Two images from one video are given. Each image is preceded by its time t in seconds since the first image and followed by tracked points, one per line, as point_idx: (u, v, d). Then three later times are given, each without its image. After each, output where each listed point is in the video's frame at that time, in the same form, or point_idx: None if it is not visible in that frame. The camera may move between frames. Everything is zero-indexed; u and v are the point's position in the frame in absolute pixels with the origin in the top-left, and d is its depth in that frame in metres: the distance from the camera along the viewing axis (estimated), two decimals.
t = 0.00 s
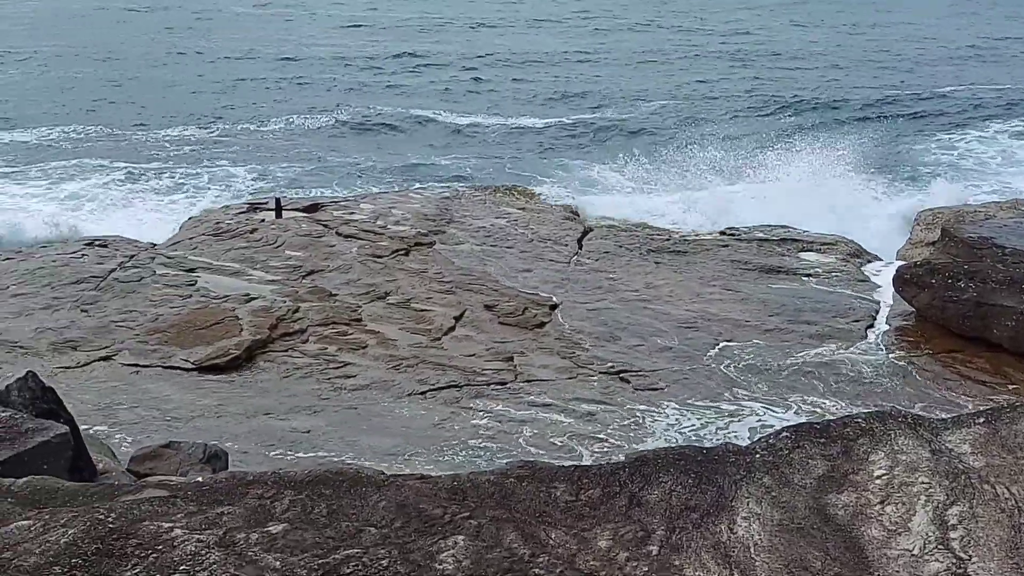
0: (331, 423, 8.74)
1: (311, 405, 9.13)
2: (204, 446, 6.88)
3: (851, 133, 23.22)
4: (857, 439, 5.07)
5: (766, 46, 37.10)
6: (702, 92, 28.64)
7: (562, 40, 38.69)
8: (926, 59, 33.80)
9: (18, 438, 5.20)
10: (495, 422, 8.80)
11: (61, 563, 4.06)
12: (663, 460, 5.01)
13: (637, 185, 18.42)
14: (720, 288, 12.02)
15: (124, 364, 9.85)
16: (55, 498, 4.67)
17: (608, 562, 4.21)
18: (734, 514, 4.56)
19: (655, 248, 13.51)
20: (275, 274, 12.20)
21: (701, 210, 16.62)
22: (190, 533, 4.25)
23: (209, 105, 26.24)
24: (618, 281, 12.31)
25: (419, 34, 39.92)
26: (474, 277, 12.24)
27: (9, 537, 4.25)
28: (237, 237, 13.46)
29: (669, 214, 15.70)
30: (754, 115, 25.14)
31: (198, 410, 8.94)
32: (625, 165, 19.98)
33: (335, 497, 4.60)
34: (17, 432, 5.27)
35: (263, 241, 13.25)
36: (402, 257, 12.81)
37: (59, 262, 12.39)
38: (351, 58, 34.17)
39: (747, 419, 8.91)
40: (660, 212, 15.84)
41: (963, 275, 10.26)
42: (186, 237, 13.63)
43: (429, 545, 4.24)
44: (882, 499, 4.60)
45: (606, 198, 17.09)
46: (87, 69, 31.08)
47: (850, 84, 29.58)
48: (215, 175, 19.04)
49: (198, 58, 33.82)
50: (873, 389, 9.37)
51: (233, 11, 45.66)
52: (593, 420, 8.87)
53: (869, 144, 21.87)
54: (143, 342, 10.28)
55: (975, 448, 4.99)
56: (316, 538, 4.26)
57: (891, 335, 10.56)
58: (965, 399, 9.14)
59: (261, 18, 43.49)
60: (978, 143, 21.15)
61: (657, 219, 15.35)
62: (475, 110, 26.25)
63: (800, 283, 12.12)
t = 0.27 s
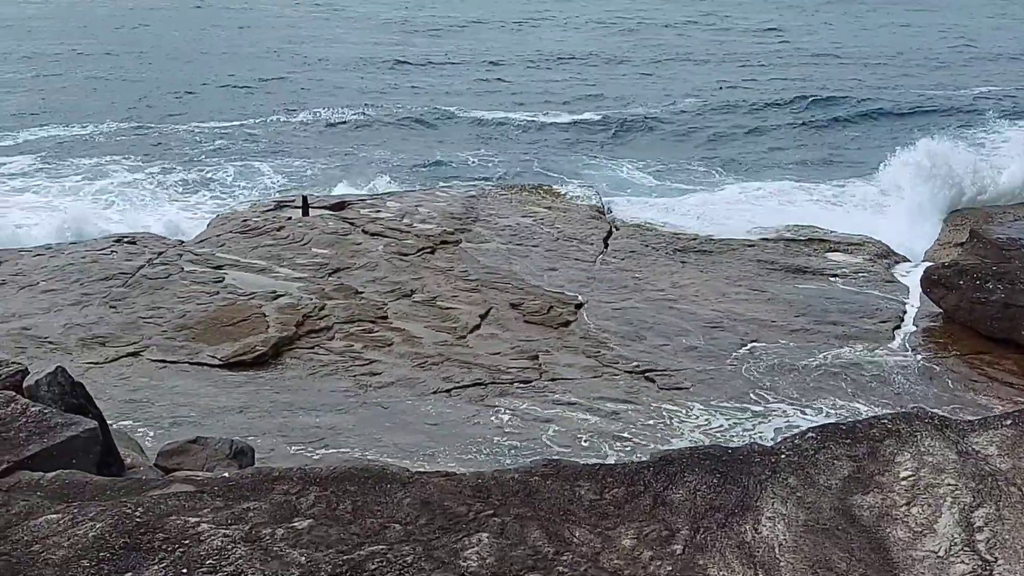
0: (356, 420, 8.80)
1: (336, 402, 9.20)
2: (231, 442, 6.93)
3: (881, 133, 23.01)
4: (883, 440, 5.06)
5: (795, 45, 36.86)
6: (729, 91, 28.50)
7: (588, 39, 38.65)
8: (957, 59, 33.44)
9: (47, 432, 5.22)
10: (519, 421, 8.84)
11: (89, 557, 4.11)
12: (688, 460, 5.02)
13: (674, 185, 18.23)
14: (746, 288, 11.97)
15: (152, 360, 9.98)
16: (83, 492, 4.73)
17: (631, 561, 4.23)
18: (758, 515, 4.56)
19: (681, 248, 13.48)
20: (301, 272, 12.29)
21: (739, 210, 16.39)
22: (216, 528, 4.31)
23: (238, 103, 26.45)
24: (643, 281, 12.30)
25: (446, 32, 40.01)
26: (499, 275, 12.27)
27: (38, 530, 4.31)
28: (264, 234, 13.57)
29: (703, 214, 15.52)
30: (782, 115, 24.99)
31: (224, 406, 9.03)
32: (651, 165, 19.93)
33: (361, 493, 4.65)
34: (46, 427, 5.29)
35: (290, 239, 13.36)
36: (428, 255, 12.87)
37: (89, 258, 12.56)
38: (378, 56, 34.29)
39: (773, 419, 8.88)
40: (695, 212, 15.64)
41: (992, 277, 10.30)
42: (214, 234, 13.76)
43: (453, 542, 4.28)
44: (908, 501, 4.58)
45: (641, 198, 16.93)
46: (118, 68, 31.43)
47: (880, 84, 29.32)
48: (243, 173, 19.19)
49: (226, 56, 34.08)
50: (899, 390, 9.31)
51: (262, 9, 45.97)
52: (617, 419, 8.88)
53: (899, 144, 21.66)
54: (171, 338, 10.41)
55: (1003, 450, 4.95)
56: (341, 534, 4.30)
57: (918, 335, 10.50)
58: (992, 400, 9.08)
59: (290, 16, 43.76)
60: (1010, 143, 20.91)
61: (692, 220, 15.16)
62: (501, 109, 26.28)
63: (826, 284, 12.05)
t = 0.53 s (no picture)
0: (380, 419, 8.86)
1: (360, 401, 9.25)
2: (255, 439, 7.00)
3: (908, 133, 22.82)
4: (908, 442, 5.04)
5: (821, 45, 36.62)
6: (755, 91, 28.37)
7: (613, 39, 38.59)
8: (987, 59, 33.10)
9: (75, 430, 5.28)
10: (542, 421, 8.86)
11: (115, 554, 4.16)
12: (711, 461, 5.01)
13: (705, 187, 18.07)
14: (771, 289, 11.92)
15: (177, 358, 10.08)
16: (111, 489, 4.76)
17: (654, 561, 4.23)
18: (781, 517, 4.54)
19: (705, 248, 13.44)
20: (326, 270, 12.37)
21: (772, 212, 16.19)
22: (240, 526, 4.36)
23: (264, 102, 26.63)
24: (667, 281, 12.27)
25: (470, 32, 40.09)
26: (523, 275, 12.30)
27: (65, 526, 4.37)
28: (289, 233, 13.67)
29: (735, 216, 15.35)
30: (808, 115, 24.85)
31: (249, 404, 9.11)
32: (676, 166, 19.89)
33: (385, 492, 4.68)
34: (74, 425, 5.36)
35: (314, 237, 13.45)
36: (452, 254, 12.92)
37: (116, 256, 12.71)
38: (403, 55, 34.40)
39: (797, 420, 8.85)
40: (727, 214, 15.49)
41: (1018, 278, 10.24)
42: (239, 232, 13.88)
43: (476, 541, 4.30)
44: (932, 503, 4.55)
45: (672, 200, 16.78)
46: (145, 66, 31.73)
47: (908, 84, 29.07)
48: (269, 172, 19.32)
49: (252, 56, 34.30)
50: (924, 392, 9.24)
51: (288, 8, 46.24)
52: (640, 419, 8.88)
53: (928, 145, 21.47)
54: (196, 337, 10.50)
55: None
56: (364, 533, 4.33)
57: (942, 337, 10.42)
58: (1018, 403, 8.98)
59: (315, 16, 43.99)
60: None
61: (723, 222, 15.01)
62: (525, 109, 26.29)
63: (852, 285, 11.98)
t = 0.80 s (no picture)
0: (403, 418, 8.90)
1: (383, 400, 9.29)
2: (279, 438, 7.07)
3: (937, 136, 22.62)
4: (933, 446, 5.00)
5: (849, 46, 36.38)
6: (782, 93, 28.22)
7: (639, 39, 38.50)
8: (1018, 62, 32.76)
9: (101, 426, 5.37)
10: (564, 421, 8.86)
11: (140, 549, 4.21)
12: (735, 463, 5.00)
13: (733, 189, 17.95)
14: (796, 291, 11.86)
15: (203, 356, 10.17)
16: (136, 485, 4.82)
17: (677, 563, 4.22)
18: (805, 520, 4.52)
19: (729, 249, 13.39)
20: (350, 269, 12.44)
21: (802, 215, 16.04)
22: (264, 524, 4.40)
23: (289, 101, 26.77)
24: (691, 283, 12.24)
25: (496, 32, 40.13)
26: (546, 275, 12.31)
27: (91, 521, 4.42)
28: (314, 232, 13.75)
29: (764, 218, 15.23)
30: (836, 117, 24.69)
31: (273, 403, 9.18)
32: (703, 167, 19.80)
33: (408, 491, 4.71)
34: (100, 421, 5.44)
35: (339, 237, 13.52)
36: (476, 254, 12.95)
37: (143, 254, 12.83)
38: (428, 55, 34.49)
39: (821, 423, 8.80)
40: (756, 216, 15.36)
41: None
42: (264, 230, 13.98)
43: (498, 542, 4.31)
44: (958, 508, 4.52)
45: (699, 201, 16.68)
46: (173, 65, 32.01)
47: (937, 87, 28.82)
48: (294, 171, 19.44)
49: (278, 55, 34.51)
50: (950, 396, 9.16)
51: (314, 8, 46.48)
52: (664, 420, 8.87)
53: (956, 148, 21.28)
54: (222, 334, 10.59)
55: None
56: (387, 532, 4.36)
57: (968, 340, 10.34)
58: None
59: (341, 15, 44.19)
60: None
61: (752, 224, 14.89)
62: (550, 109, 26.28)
63: (878, 288, 11.90)
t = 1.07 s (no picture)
0: (428, 417, 8.95)
1: (408, 399, 9.35)
2: (304, 437, 7.14)
3: (967, 138, 22.39)
4: (960, 449, 4.98)
5: (878, 47, 36.11)
6: (809, 94, 28.06)
7: (665, 40, 38.40)
8: None
9: (128, 423, 5.41)
10: (589, 421, 8.88)
11: (166, 547, 4.27)
12: (761, 464, 5.00)
13: (760, 190, 17.85)
14: (822, 292, 11.81)
15: (229, 354, 10.26)
16: (163, 481, 4.88)
17: (701, 564, 4.23)
18: (831, 523, 4.51)
19: (756, 250, 13.35)
20: (376, 269, 12.51)
21: (830, 216, 15.92)
22: (290, 522, 4.45)
23: (316, 101, 26.94)
24: (716, 284, 12.21)
25: (522, 32, 40.15)
26: (571, 275, 12.33)
27: (118, 519, 4.48)
28: (340, 232, 13.85)
29: (791, 220, 15.14)
30: (864, 118, 24.52)
31: (299, 402, 9.26)
32: (729, 168, 19.70)
33: (433, 490, 4.74)
34: (127, 418, 5.48)
35: (364, 236, 13.60)
36: (501, 254, 12.99)
37: (171, 253, 12.97)
38: (454, 55, 34.59)
39: (846, 425, 8.76)
40: (783, 217, 15.27)
41: None
42: (291, 230, 14.09)
43: (523, 542, 4.33)
44: (984, 510, 4.49)
45: (726, 203, 16.61)
46: (202, 65, 32.32)
47: (967, 88, 28.55)
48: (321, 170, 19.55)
49: (304, 55, 34.72)
50: (977, 399, 9.09)
51: (341, 8, 46.72)
52: (688, 421, 8.87)
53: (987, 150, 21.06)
54: (248, 333, 10.69)
55: None
56: (412, 531, 4.39)
57: (997, 342, 10.25)
58: None
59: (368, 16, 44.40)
60: None
61: (779, 225, 14.80)
62: (576, 110, 26.26)
63: (906, 290, 11.82)
